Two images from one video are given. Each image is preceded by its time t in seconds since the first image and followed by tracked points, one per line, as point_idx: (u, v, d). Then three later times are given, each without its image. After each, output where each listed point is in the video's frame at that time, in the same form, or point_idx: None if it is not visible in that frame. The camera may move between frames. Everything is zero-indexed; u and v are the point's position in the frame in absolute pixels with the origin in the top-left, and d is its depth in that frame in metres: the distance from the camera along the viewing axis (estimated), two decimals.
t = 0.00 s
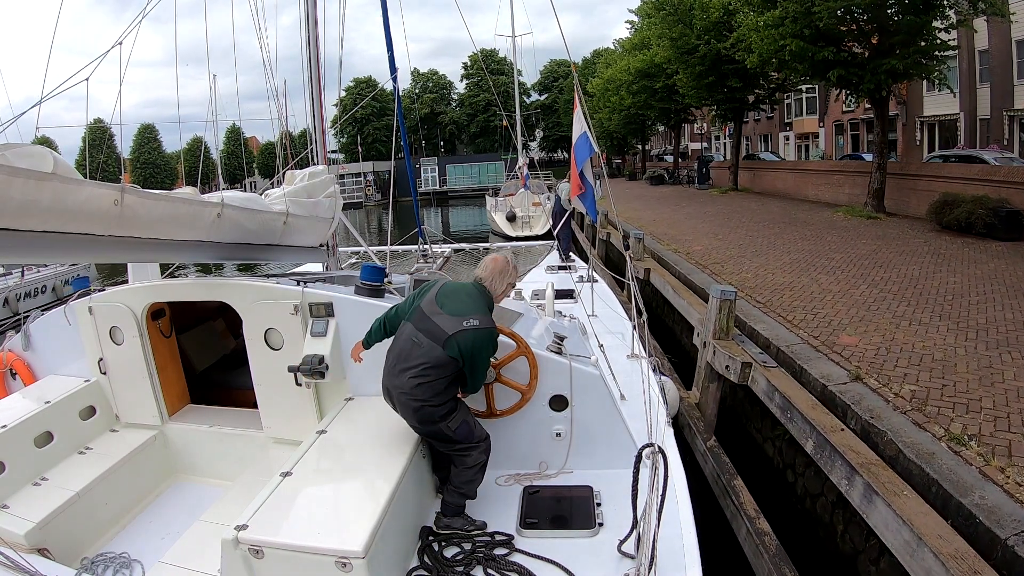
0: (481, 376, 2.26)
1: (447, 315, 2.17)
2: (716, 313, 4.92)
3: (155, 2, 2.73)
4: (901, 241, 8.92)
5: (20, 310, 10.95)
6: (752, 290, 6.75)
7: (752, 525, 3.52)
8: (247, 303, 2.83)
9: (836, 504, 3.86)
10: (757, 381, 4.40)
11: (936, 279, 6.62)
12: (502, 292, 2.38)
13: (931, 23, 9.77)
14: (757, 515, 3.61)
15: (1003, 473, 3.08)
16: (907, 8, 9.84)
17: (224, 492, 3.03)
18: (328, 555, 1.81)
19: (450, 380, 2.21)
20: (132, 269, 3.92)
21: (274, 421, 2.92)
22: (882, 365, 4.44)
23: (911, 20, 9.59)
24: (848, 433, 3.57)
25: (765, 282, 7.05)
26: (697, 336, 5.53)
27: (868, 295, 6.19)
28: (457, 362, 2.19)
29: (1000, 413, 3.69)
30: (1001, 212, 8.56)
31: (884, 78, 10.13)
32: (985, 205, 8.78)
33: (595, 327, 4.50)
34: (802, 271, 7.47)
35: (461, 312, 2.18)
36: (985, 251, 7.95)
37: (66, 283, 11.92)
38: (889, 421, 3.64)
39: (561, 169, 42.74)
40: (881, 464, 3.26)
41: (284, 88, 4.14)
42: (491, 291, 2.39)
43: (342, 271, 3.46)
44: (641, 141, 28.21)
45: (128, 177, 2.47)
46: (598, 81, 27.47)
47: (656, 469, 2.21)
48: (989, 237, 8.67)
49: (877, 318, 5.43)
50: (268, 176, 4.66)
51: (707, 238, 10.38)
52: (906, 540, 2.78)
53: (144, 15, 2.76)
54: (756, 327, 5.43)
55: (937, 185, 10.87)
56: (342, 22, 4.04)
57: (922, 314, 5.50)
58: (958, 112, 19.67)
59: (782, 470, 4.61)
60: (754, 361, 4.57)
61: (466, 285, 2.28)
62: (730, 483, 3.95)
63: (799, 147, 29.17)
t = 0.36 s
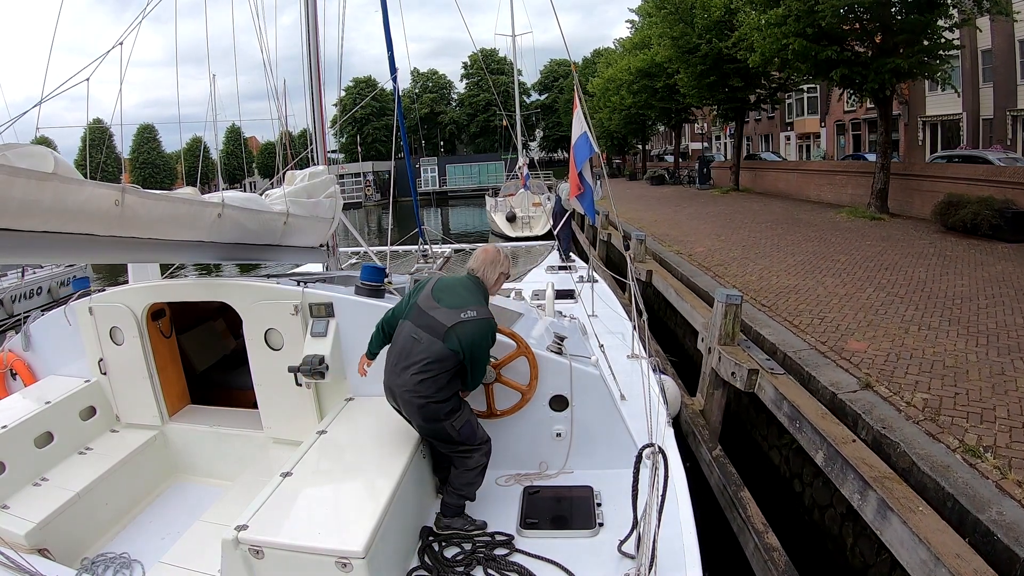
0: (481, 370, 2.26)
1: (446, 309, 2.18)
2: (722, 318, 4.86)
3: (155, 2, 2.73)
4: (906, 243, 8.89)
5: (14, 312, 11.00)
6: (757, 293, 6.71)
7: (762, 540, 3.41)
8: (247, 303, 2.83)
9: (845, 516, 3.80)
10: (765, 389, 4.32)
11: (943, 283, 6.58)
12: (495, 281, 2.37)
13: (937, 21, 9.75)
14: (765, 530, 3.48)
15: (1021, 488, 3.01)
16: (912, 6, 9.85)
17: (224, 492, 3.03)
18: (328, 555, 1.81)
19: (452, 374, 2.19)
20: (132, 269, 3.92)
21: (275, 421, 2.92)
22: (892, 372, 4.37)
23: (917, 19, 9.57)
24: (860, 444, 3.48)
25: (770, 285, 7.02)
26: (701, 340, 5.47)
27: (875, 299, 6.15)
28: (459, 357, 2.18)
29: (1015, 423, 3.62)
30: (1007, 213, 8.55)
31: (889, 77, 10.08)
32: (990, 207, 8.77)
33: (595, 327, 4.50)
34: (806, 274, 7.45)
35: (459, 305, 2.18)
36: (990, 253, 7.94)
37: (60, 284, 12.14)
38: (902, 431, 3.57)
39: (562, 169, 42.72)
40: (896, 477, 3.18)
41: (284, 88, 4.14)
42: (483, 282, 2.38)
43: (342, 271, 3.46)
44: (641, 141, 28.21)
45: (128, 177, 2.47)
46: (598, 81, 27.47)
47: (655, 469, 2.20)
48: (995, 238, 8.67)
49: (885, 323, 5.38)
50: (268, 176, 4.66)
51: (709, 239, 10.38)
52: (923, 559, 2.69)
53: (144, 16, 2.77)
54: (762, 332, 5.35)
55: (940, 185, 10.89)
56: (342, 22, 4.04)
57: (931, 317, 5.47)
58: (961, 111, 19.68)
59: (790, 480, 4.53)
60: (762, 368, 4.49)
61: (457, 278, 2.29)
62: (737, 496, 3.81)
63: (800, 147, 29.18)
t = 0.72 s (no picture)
0: (497, 359, 2.24)
1: (448, 299, 2.16)
2: (727, 322, 4.76)
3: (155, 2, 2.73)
4: (911, 245, 8.85)
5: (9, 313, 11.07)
6: (761, 296, 6.66)
7: (771, 555, 3.32)
8: (247, 303, 2.83)
9: (855, 528, 3.69)
10: (772, 396, 4.19)
11: (951, 286, 6.54)
12: (496, 263, 2.36)
13: (942, 20, 9.73)
14: (774, 544, 3.40)
15: None
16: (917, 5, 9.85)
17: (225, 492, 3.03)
18: (328, 555, 1.81)
19: (460, 369, 2.16)
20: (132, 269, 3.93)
21: (275, 421, 2.92)
22: (903, 378, 4.23)
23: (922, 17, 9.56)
24: (873, 455, 3.33)
25: (775, 288, 6.98)
26: (706, 346, 5.40)
27: (882, 302, 6.09)
28: (464, 349, 2.15)
29: None
30: (1013, 214, 8.53)
31: (893, 76, 10.06)
32: (996, 208, 8.76)
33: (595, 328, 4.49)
34: (811, 276, 7.43)
35: (460, 294, 2.16)
36: (996, 255, 7.91)
37: (56, 285, 12.19)
38: (915, 441, 3.41)
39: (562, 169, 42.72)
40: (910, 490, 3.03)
41: (284, 87, 4.14)
42: (486, 265, 2.37)
43: (342, 271, 3.46)
44: (641, 141, 28.21)
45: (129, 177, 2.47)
46: (598, 81, 27.48)
47: (655, 469, 2.19)
48: (1001, 240, 8.65)
49: (893, 327, 5.31)
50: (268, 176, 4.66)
51: (711, 240, 10.37)
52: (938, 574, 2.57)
53: (145, 16, 2.78)
54: (767, 335, 5.27)
55: (944, 186, 10.90)
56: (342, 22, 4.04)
57: (940, 321, 5.42)
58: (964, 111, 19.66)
59: (797, 488, 4.43)
60: (768, 374, 4.36)
61: (458, 267, 2.27)
62: (745, 507, 3.74)
63: (801, 147, 29.19)
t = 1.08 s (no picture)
0: (501, 350, 2.06)
1: (445, 290, 2.13)
2: (733, 326, 4.74)
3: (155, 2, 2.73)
4: (915, 246, 8.84)
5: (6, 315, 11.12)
6: (766, 298, 6.65)
7: (779, 568, 3.26)
8: (247, 304, 2.83)
9: (865, 538, 3.64)
10: (780, 403, 4.17)
11: (957, 288, 6.53)
12: (499, 248, 2.25)
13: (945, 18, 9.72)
14: (783, 556, 3.34)
15: None
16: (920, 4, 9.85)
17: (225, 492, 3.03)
18: (328, 555, 1.81)
19: (465, 362, 2.14)
20: (132, 269, 3.93)
21: (275, 420, 2.92)
22: (914, 384, 4.20)
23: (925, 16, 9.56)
24: (886, 466, 3.30)
25: (780, 290, 6.97)
26: (712, 350, 5.38)
27: (888, 305, 6.08)
28: (465, 341, 2.11)
29: None
30: (1017, 215, 8.53)
31: (896, 76, 10.06)
32: (1000, 208, 8.75)
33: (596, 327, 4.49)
34: (815, 278, 7.42)
35: (455, 283, 2.11)
36: (1001, 256, 7.90)
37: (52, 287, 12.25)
38: (929, 450, 3.38)
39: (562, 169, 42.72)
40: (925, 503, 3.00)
41: (284, 87, 4.14)
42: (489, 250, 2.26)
43: (342, 271, 3.46)
44: (640, 141, 28.23)
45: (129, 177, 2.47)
46: (598, 80, 27.50)
47: (655, 469, 2.19)
48: (1006, 241, 8.65)
49: (901, 330, 5.29)
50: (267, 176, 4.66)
51: (712, 241, 10.37)
52: None
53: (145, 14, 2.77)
54: (772, 339, 5.26)
55: (947, 186, 10.90)
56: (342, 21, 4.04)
57: (948, 324, 5.40)
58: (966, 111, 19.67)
59: (804, 496, 4.41)
60: (776, 381, 4.34)
61: (460, 256, 2.23)
62: (753, 518, 3.69)
63: (802, 147, 29.19)
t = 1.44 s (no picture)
0: (499, 343, 2.00)
1: (450, 284, 2.14)
2: (740, 329, 4.71)
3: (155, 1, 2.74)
4: (918, 247, 8.83)
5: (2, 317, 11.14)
6: (770, 300, 6.64)
7: None
8: (247, 304, 2.83)
9: (876, 548, 3.61)
10: (787, 408, 4.15)
11: (963, 290, 6.51)
12: (502, 240, 2.19)
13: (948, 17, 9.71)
14: (793, 568, 3.26)
15: None
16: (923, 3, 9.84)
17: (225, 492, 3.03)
18: (328, 554, 1.81)
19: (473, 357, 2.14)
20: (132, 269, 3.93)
21: (275, 421, 2.92)
22: (925, 390, 4.18)
23: (928, 14, 9.55)
24: (899, 476, 3.26)
25: (783, 292, 6.96)
26: (717, 354, 5.36)
27: (895, 308, 6.07)
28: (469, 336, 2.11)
29: None
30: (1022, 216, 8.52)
31: (898, 75, 10.06)
32: (1005, 209, 8.75)
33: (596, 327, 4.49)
34: (819, 279, 7.41)
35: (458, 277, 2.11)
36: (1005, 257, 7.89)
37: (47, 289, 12.27)
38: (942, 458, 3.34)
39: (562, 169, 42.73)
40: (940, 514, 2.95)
41: (284, 86, 4.14)
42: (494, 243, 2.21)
43: (342, 271, 3.46)
44: (640, 141, 28.25)
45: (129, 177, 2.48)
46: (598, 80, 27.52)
47: (655, 469, 2.19)
48: (1011, 241, 8.64)
49: (909, 334, 5.27)
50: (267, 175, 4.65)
51: (712, 242, 10.37)
52: None
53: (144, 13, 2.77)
54: (780, 344, 5.24)
55: (949, 185, 10.89)
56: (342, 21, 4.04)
57: (955, 327, 5.39)
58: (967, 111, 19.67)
59: (812, 503, 4.39)
60: (784, 386, 4.31)
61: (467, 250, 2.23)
62: (761, 530, 3.60)
63: (802, 147, 29.20)
